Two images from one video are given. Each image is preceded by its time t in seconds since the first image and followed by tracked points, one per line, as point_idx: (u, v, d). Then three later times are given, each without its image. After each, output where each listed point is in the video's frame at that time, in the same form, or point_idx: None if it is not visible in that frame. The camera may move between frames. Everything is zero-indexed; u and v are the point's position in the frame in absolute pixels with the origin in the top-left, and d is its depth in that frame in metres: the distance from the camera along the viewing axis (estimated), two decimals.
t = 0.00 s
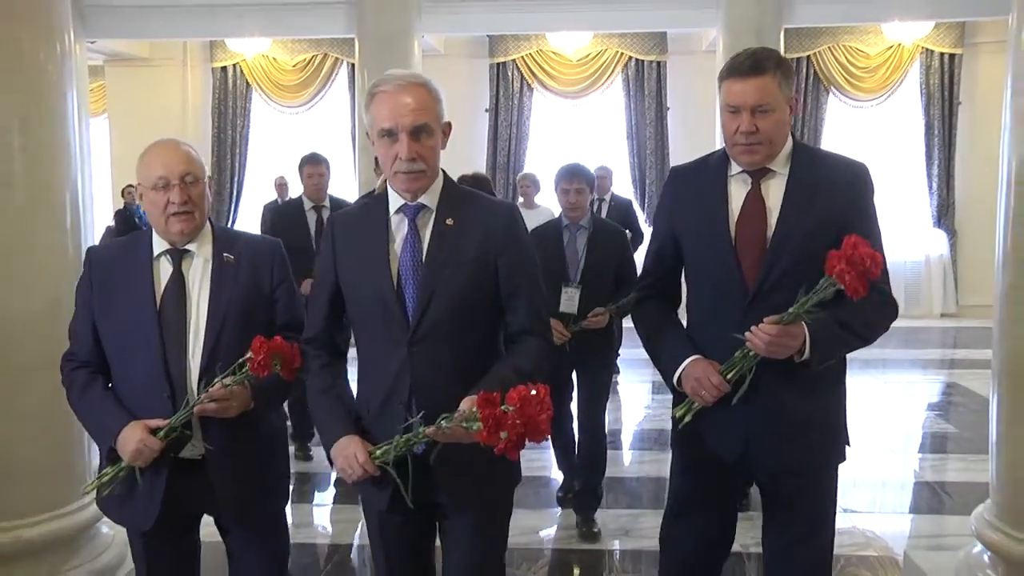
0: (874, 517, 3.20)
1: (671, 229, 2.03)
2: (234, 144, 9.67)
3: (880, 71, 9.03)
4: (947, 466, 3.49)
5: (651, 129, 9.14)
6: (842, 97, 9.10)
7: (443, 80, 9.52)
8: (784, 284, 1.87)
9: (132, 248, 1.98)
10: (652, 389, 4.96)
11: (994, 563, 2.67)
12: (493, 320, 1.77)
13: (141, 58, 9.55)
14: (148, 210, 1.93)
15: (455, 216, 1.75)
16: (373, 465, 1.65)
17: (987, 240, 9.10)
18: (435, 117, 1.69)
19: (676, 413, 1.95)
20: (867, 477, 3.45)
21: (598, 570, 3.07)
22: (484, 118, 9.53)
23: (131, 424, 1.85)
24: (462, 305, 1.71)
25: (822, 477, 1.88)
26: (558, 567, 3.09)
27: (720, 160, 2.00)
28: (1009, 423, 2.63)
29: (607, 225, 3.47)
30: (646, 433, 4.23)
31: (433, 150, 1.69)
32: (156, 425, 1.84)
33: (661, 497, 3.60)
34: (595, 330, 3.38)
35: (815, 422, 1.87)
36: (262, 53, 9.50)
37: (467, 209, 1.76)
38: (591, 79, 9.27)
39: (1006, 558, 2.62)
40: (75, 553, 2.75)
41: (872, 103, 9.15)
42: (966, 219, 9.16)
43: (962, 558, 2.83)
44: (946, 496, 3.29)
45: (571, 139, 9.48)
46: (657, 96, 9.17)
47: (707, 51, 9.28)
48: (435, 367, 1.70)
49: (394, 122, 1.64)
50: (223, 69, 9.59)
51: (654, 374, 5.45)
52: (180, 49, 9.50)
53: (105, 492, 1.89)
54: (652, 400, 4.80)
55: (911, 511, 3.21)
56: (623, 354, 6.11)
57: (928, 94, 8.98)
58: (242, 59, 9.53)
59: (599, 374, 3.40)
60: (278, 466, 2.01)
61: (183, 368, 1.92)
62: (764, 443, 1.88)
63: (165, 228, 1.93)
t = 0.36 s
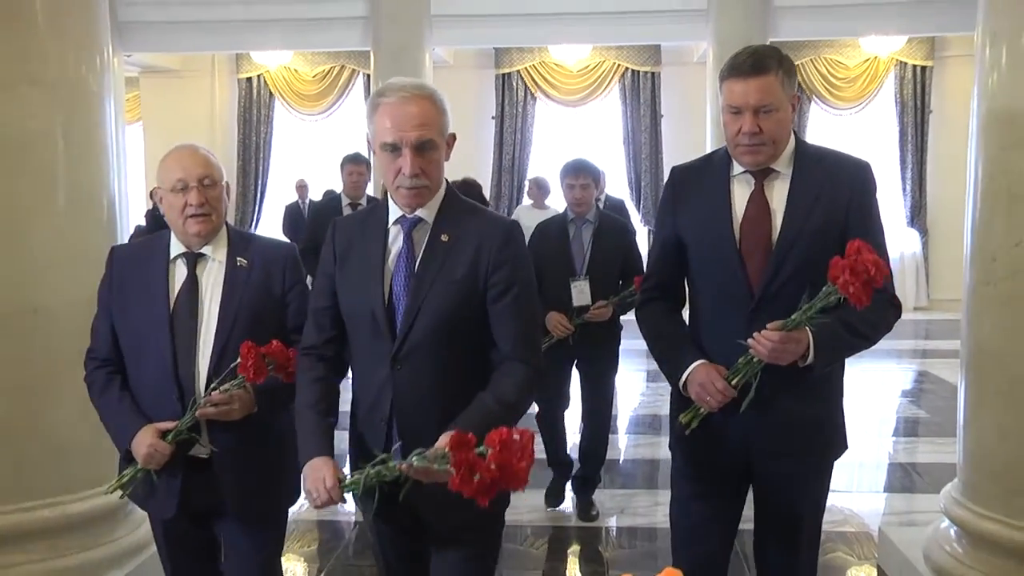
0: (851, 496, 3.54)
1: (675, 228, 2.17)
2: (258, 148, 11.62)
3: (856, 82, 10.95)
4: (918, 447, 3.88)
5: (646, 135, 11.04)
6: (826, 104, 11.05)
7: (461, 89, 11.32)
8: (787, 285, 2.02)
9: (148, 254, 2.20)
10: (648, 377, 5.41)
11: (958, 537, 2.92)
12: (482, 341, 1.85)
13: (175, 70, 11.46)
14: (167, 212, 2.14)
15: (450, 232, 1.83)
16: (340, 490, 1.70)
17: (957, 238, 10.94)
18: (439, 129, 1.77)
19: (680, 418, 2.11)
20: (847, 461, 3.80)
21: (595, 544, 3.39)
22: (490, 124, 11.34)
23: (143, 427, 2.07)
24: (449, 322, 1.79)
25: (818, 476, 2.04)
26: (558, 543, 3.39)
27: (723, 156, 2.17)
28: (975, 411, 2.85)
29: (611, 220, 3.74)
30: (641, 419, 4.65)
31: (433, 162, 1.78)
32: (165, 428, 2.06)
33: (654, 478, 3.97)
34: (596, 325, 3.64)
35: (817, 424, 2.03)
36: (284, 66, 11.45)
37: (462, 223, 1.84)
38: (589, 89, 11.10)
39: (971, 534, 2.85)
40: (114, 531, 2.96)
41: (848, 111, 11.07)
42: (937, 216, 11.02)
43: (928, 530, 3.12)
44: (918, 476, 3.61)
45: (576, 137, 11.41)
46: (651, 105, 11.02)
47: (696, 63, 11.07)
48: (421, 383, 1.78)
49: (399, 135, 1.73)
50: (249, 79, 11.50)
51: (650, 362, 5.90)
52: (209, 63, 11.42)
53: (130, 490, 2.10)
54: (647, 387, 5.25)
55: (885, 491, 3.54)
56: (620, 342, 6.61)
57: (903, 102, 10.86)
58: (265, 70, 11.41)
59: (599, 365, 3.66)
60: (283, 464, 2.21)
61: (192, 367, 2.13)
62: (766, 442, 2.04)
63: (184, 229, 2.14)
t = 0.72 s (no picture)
0: (833, 478, 3.83)
1: (649, 239, 2.16)
2: (281, 154, 12.19)
3: (838, 93, 11.64)
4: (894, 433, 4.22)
5: (642, 141, 11.54)
6: (809, 113, 11.70)
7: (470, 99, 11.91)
8: (781, 293, 2.03)
9: (180, 255, 2.43)
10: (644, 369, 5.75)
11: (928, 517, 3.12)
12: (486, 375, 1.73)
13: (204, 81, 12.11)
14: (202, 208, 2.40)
15: (462, 254, 1.69)
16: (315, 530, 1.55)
17: (926, 237, 11.78)
18: (464, 146, 1.60)
19: (672, 436, 2.12)
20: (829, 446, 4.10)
21: (592, 523, 3.66)
22: (496, 131, 11.89)
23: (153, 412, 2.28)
24: (456, 351, 1.68)
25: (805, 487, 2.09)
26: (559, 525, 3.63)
27: (696, 167, 2.16)
28: (947, 402, 3.01)
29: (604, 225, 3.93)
30: (637, 407, 4.98)
31: (456, 181, 1.60)
32: (170, 413, 2.26)
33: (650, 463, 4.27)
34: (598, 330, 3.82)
35: (807, 437, 2.08)
36: (305, 77, 11.95)
37: (477, 244, 1.70)
38: (589, 99, 11.57)
39: (943, 514, 3.01)
40: (137, 514, 3.08)
41: (830, 120, 11.76)
42: (911, 216, 11.82)
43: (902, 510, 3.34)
44: (894, 459, 3.91)
45: (572, 145, 11.92)
46: (647, 113, 11.51)
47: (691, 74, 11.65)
48: (425, 411, 1.70)
49: (414, 149, 1.55)
50: (272, 90, 12.06)
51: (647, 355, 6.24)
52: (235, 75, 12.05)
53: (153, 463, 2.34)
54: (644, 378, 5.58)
55: (865, 474, 3.81)
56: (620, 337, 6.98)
57: (881, 112, 11.62)
58: (288, 82, 11.98)
59: (598, 368, 3.86)
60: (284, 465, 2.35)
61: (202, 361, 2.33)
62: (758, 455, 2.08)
63: (213, 224, 2.39)
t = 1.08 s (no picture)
0: (817, 459, 4.11)
1: (628, 238, 2.23)
2: (303, 158, 12.58)
3: (821, 101, 11.91)
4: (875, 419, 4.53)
5: (641, 146, 11.82)
6: (796, 120, 11.99)
7: (477, 106, 12.27)
8: (757, 295, 2.12)
9: (209, 255, 2.45)
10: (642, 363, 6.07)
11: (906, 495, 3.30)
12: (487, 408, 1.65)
13: (235, 90, 12.60)
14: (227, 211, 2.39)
15: (463, 289, 1.60)
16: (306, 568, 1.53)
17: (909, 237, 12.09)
18: (468, 192, 1.50)
19: (649, 439, 2.15)
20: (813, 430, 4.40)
21: (594, 502, 3.94)
22: (505, 136, 12.28)
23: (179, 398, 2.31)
24: (457, 383, 1.63)
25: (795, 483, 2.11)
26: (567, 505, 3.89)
27: (671, 162, 2.24)
28: (923, 390, 3.17)
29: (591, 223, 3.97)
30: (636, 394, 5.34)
31: (456, 228, 1.50)
32: (189, 399, 2.26)
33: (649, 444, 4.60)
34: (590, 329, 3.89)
35: (789, 431, 2.12)
36: (326, 86, 12.33)
37: (481, 280, 1.61)
38: (591, 106, 11.89)
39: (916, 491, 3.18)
40: (172, 490, 3.30)
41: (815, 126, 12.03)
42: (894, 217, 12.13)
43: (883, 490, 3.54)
44: (873, 443, 4.20)
45: (574, 151, 12.24)
46: (647, 119, 11.80)
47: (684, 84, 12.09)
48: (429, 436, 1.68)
49: (411, 199, 1.46)
50: (297, 98, 12.48)
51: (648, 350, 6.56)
52: (262, 85, 12.57)
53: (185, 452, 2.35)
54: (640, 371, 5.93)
55: (846, 457, 4.09)
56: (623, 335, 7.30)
57: (863, 119, 11.90)
58: (311, 92, 12.38)
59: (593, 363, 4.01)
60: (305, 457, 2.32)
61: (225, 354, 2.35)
62: (739, 451, 2.13)
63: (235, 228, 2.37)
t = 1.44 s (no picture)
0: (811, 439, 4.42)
1: (638, 233, 2.22)
2: (330, 160, 12.92)
3: (815, 106, 12.11)
4: (862, 404, 4.97)
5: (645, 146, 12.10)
6: (790, 123, 12.18)
7: (490, 109, 12.60)
8: (753, 294, 2.07)
9: (214, 251, 2.33)
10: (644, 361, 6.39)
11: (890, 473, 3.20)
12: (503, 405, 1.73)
13: (267, 95, 12.97)
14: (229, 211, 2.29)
15: (480, 298, 1.67)
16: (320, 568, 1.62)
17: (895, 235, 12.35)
18: (488, 211, 1.54)
19: (652, 435, 2.12)
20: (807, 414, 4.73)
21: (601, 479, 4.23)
22: (518, 139, 12.64)
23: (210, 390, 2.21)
24: (476, 385, 1.71)
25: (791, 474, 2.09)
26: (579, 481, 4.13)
27: (680, 164, 2.20)
28: (906, 377, 3.09)
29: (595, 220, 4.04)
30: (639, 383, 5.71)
31: (473, 244, 1.55)
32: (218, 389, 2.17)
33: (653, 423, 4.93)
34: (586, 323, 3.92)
35: (787, 425, 2.09)
36: (352, 91, 12.68)
37: (498, 287, 1.66)
38: (600, 108, 12.15)
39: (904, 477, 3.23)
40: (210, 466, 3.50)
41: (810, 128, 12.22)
42: (882, 216, 12.37)
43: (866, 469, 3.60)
44: (859, 426, 4.54)
45: (582, 152, 12.53)
46: (650, 122, 12.08)
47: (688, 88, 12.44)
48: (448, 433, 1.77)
49: (434, 220, 1.50)
50: (324, 103, 12.82)
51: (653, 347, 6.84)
52: (292, 89, 12.92)
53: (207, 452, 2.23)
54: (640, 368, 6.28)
55: (835, 438, 4.37)
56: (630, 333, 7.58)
57: (852, 123, 12.12)
58: (336, 96, 12.73)
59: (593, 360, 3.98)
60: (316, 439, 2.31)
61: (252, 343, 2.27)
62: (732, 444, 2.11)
63: (240, 228, 2.28)
